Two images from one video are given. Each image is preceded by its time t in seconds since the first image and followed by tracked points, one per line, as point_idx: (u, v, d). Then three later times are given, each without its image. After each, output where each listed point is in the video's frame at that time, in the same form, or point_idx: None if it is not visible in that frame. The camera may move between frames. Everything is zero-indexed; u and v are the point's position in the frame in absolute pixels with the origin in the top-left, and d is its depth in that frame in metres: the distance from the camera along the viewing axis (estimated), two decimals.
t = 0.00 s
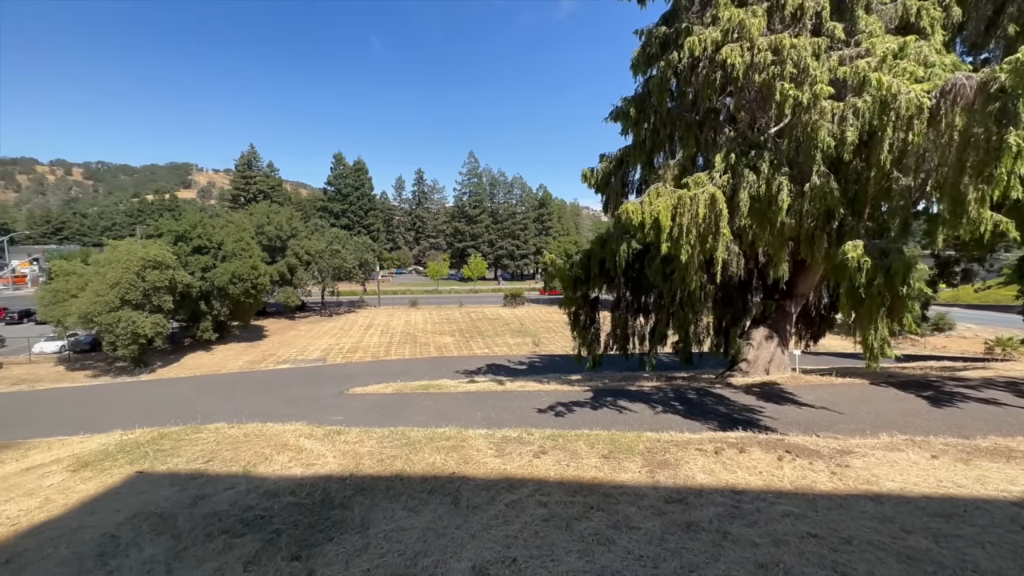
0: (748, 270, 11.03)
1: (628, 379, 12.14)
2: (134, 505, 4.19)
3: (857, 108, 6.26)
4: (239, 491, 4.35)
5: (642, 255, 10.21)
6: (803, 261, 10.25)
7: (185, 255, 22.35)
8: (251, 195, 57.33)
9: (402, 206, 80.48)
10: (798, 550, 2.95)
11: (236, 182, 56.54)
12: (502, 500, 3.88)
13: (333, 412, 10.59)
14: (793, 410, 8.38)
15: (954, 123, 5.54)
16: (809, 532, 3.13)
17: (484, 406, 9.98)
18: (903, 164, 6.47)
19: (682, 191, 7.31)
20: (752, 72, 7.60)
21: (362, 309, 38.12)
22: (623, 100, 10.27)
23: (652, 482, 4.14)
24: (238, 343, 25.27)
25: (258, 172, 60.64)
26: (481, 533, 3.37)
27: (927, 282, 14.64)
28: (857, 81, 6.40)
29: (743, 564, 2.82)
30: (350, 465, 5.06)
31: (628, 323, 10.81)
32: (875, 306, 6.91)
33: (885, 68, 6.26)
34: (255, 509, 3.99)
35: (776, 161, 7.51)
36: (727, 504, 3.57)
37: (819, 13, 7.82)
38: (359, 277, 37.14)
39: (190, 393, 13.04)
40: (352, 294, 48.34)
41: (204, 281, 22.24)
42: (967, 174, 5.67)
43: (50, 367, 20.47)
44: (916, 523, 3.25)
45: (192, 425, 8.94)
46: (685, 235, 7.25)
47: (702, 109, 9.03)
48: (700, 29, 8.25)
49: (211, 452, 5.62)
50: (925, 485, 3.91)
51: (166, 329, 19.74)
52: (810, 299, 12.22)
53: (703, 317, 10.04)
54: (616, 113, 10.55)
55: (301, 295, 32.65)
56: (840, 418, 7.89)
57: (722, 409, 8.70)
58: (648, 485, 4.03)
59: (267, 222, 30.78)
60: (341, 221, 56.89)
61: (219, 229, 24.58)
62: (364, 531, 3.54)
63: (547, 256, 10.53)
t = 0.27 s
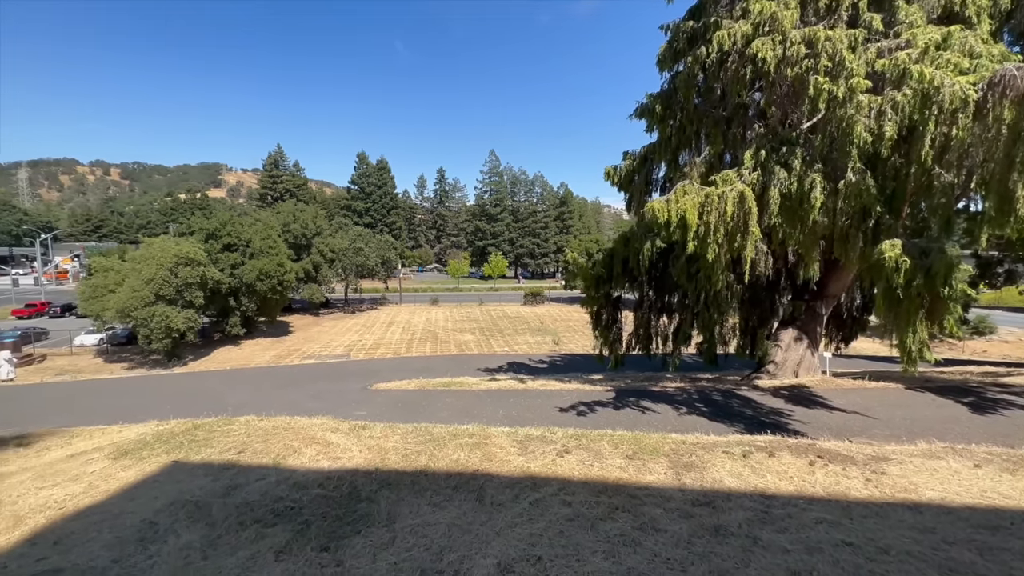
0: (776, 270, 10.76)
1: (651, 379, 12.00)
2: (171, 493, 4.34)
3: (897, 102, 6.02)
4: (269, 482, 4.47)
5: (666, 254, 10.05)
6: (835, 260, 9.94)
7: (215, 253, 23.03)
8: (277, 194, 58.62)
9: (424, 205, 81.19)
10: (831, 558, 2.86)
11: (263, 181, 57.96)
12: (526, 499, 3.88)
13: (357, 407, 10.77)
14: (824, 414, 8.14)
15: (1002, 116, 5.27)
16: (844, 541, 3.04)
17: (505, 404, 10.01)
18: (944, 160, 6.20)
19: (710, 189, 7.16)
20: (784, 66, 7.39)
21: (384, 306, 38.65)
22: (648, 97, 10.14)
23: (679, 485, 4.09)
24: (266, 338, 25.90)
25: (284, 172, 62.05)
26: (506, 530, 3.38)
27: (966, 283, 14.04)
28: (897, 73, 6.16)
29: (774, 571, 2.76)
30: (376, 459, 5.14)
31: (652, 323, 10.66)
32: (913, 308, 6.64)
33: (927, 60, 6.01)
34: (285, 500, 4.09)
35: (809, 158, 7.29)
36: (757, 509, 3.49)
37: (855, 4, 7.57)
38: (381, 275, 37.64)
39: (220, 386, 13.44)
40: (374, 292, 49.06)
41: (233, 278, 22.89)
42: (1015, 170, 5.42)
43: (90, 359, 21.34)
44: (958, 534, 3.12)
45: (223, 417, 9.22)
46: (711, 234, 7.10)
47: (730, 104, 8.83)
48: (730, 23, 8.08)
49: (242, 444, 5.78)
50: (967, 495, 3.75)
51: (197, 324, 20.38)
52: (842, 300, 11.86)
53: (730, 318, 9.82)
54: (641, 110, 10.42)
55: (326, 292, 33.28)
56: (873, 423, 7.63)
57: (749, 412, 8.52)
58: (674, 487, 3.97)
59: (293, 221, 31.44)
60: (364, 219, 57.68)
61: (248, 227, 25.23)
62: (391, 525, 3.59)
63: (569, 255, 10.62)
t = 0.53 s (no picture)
0: (803, 269, 10.49)
1: (672, 380, 11.85)
2: (201, 482, 4.47)
3: (936, 95, 5.81)
4: (295, 474, 4.57)
5: (689, 253, 9.88)
6: (866, 260, 9.63)
7: (241, 249, 23.59)
8: (301, 192, 59.68)
9: (443, 203, 81.65)
10: (863, 566, 2.78)
11: (287, 179, 59.13)
12: (547, 497, 3.88)
13: (378, 402, 10.91)
14: (853, 418, 7.92)
15: None
16: (876, 549, 2.95)
17: (525, 402, 10.01)
18: (987, 156, 5.97)
19: (736, 186, 7.00)
20: (815, 60, 7.19)
21: (404, 303, 39.05)
22: (671, 93, 9.99)
23: (703, 487, 4.02)
24: (289, 333, 26.41)
25: (307, 169, 63.15)
26: (527, 528, 3.38)
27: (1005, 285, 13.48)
28: (937, 65, 5.94)
29: None
30: (397, 454, 5.20)
31: (673, 323, 10.48)
32: (951, 310, 6.39)
33: (969, 52, 5.77)
34: (310, 492, 4.17)
35: (841, 154, 7.08)
36: (784, 514, 3.42)
37: None
38: (401, 272, 38.02)
39: (246, 379, 13.77)
40: (394, 288, 49.59)
41: (257, 274, 23.41)
42: None
43: (123, 351, 22.09)
44: (999, 546, 3.00)
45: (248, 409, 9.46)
46: (737, 232, 6.93)
47: (758, 99, 8.63)
48: (758, 16, 7.89)
49: (268, 436, 5.91)
50: (1007, 506, 3.60)
51: (224, 319, 20.91)
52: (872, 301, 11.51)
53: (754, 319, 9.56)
54: (664, 106, 10.28)
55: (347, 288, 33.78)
56: (904, 429, 7.39)
57: (774, 415, 8.33)
58: (697, 489, 3.92)
59: (316, 218, 31.98)
60: (384, 217, 58.28)
61: (272, 224, 25.76)
62: (413, 519, 3.63)
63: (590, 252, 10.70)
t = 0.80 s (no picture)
0: (829, 268, 10.25)
1: (691, 380, 11.70)
2: (227, 473, 4.58)
3: (975, 89, 5.60)
4: (317, 467, 4.64)
5: (709, 251, 9.71)
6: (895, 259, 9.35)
7: (263, 246, 24.07)
8: (321, 189, 60.59)
9: (460, 200, 81.96)
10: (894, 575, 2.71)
11: (307, 177, 60.11)
12: (566, 495, 3.87)
13: (396, 398, 11.02)
14: (880, 422, 7.71)
15: None
16: (907, 557, 2.87)
17: (542, 400, 10.00)
18: None
19: (761, 184, 6.84)
20: (845, 53, 7.00)
21: (421, 300, 39.35)
22: (694, 88, 9.85)
23: (724, 490, 3.97)
24: (308, 329, 26.85)
25: (327, 167, 64.05)
26: (546, 526, 3.38)
27: None
28: (975, 58, 5.72)
29: None
30: (417, 450, 5.24)
31: (693, 323, 10.30)
32: (987, 313, 6.12)
33: (1011, 43, 5.54)
34: (332, 484, 4.24)
35: (871, 150, 6.87)
36: (810, 519, 3.35)
37: None
38: (418, 269, 38.31)
39: (268, 373, 14.04)
40: (411, 285, 49.99)
41: (279, 270, 23.87)
42: None
43: (151, 344, 22.74)
44: None
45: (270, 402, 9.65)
46: (761, 230, 6.76)
47: (784, 95, 8.43)
48: (785, 9, 7.71)
49: (291, 429, 6.02)
50: None
51: (246, 314, 21.36)
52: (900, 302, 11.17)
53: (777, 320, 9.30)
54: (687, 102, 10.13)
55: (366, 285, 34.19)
56: (934, 435, 7.16)
57: (798, 418, 8.15)
58: (719, 491, 3.86)
59: (336, 216, 32.42)
60: (402, 214, 58.74)
61: (293, 222, 26.20)
62: (433, 514, 3.66)
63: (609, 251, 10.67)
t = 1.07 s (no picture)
0: (854, 268, 10.00)
1: (710, 381, 11.55)
2: (250, 465, 4.67)
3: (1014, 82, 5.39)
4: (337, 461, 4.70)
5: (730, 250, 9.54)
6: (924, 258, 9.06)
7: (283, 244, 24.47)
8: (339, 187, 61.28)
9: (476, 198, 82.13)
10: None
11: (326, 175, 60.87)
12: (585, 495, 3.85)
13: (413, 394, 11.10)
14: (907, 427, 7.49)
15: None
16: (939, 566, 2.78)
17: (558, 399, 9.97)
18: None
19: (784, 181, 6.69)
20: (875, 46, 6.80)
21: (436, 297, 39.59)
22: (715, 85, 9.69)
23: (746, 492, 3.90)
24: (326, 325, 27.20)
25: (345, 166, 64.77)
26: (565, 525, 3.36)
27: None
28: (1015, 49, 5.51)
29: None
30: (435, 446, 5.27)
31: (713, 323, 10.13)
32: None
33: None
34: (352, 479, 4.29)
35: (901, 147, 6.66)
36: (836, 524, 3.27)
37: None
38: (435, 267, 38.52)
39: (288, 369, 14.27)
40: (427, 283, 50.31)
41: (298, 267, 24.23)
42: None
43: (175, 338, 23.30)
44: None
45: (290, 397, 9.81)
46: (785, 228, 6.61)
47: (809, 90, 8.23)
48: (811, 2, 7.53)
49: (311, 424, 6.11)
50: None
51: (266, 310, 21.73)
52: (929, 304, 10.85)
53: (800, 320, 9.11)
54: (708, 99, 9.98)
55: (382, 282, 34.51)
56: (965, 441, 6.93)
57: (821, 421, 7.97)
58: (741, 494, 3.79)
59: (353, 214, 32.78)
60: (418, 212, 59.05)
61: (312, 220, 26.58)
62: (451, 510, 3.68)
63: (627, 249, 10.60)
